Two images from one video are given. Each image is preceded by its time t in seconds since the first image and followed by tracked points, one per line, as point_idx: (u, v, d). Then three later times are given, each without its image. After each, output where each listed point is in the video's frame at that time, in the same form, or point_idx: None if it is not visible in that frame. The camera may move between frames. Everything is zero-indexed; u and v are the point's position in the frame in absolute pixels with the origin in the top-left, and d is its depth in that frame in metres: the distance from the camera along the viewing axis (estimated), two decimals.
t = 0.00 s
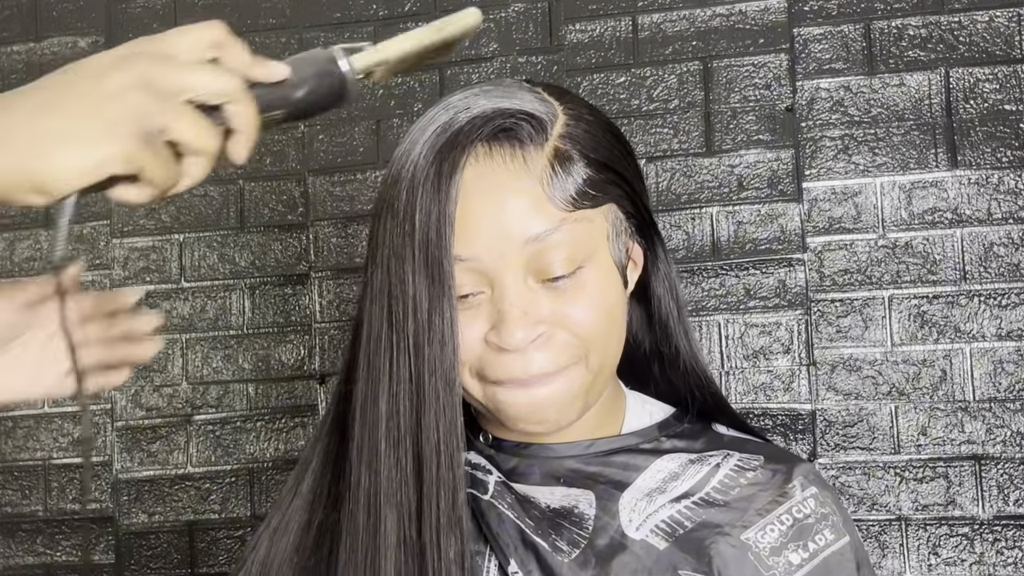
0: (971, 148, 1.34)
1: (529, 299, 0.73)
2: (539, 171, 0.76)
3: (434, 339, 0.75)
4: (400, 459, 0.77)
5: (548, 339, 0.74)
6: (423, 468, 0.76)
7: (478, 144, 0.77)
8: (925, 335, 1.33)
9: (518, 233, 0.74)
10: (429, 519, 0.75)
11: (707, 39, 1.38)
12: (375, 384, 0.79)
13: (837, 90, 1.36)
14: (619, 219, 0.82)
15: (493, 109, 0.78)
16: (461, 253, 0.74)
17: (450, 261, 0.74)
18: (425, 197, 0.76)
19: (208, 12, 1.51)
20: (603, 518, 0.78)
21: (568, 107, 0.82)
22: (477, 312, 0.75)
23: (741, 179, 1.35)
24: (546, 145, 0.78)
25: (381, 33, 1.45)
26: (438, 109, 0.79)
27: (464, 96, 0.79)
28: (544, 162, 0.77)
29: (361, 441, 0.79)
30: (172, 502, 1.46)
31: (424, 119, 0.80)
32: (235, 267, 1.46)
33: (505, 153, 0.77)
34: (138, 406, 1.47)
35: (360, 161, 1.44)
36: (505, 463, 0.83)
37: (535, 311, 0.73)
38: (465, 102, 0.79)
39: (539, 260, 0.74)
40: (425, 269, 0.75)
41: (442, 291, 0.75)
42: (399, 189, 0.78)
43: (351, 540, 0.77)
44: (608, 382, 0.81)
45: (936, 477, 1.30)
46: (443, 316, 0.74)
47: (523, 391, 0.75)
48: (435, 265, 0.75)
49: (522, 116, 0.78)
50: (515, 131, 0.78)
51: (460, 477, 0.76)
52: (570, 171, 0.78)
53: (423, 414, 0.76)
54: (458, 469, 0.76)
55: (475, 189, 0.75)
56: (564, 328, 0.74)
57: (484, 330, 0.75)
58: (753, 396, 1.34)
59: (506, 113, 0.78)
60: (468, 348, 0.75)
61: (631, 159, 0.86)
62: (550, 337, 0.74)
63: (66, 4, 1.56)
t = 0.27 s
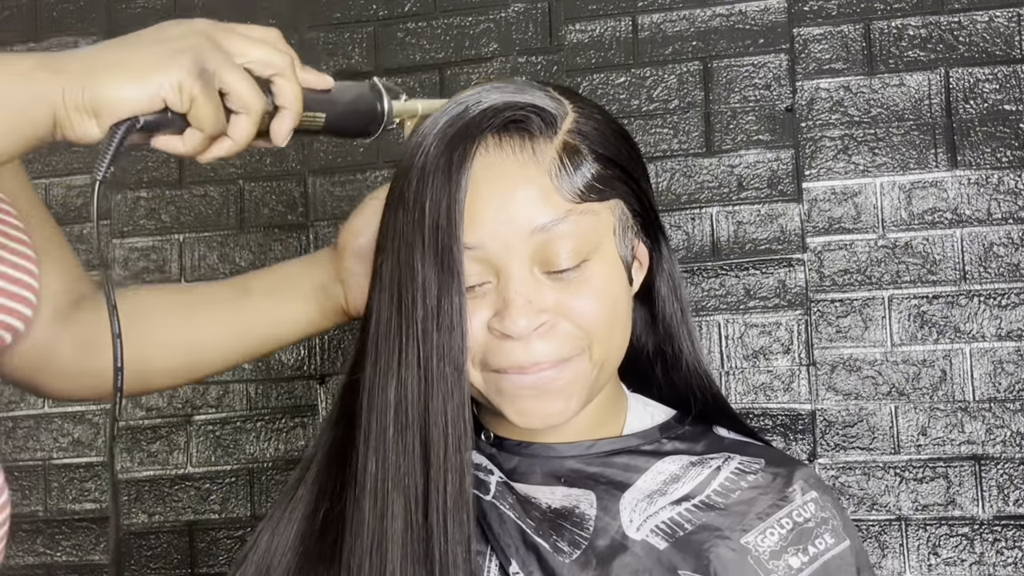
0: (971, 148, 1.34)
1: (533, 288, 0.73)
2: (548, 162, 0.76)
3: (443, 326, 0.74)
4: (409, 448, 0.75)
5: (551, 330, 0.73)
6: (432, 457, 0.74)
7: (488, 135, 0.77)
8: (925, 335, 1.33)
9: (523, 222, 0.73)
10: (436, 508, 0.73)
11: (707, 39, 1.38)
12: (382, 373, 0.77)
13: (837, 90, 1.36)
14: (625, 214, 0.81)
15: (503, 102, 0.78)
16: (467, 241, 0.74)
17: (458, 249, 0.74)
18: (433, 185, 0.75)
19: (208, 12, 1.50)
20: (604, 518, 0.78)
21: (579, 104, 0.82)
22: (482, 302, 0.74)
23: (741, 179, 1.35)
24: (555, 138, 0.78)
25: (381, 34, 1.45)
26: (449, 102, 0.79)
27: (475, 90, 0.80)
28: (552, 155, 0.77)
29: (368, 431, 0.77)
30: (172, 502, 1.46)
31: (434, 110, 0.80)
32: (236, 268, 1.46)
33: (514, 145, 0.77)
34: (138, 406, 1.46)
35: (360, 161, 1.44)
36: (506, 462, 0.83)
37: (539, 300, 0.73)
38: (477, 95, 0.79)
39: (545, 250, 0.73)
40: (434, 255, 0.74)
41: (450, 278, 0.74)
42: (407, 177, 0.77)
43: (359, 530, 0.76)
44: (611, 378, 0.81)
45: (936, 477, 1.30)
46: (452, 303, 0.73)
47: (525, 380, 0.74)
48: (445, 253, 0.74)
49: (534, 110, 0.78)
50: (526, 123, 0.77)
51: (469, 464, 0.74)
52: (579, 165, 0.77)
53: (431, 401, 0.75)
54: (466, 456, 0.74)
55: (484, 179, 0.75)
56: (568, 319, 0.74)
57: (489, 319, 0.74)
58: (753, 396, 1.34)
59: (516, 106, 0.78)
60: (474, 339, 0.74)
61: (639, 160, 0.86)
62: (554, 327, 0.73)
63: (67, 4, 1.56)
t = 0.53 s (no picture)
0: (971, 147, 1.34)
1: (539, 288, 0.72)
2: (556, 164, 0.77)
3: (450, 322, 0.72)
4: (412, 447, 0.73)
5: (555, 329, 0.73)
6: (436, 456, 0.71)
7: (498, 134, 0.76)
8: (925, 335, 1.33)
9: (531, 222, 0.73)
10: (440, 509, 0.70)
11: (707, 39, 1.38)
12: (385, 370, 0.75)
13: (837, 90, 1.36)
14: (630, 215, 0.82)
15: (513, 101, 0.78)
16: (474, 240, 0.73)
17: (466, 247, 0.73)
18: (443, 184, 0.75)
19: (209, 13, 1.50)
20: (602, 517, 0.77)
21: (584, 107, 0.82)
22: (488, 300, 0.73)
23: (741, 178, 1.35)
24: (563, 140, 0.79)
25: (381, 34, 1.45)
26: (458, 99, 0.79)
27: (485, 88, 0.79)
28: (561, 156, 0.78)
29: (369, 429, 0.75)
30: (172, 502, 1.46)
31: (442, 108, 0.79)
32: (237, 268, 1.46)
33: (523, 145, 0.77)
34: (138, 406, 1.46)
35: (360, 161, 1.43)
36: (505, 461, 0.83)
37: (545, 300, 0.72)
38: (486, 93, 0.79)
39: (552, 250, 0.73)
40: (440, 254, 0.73)
41: (458, 275, 0.72)
42: (415, 175, 0.77)
43: (359, 532, 0.73)
44: (612, 376, 0.82)
45: (936, 477, 1.30)
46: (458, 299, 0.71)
47: (528, 378, 0.75)
48: (453, 251, 0.73)
49: (543, 111, 0.79)
50: (535, 124, 0.78)
51: (475, 465, 0.71)
52: (586, 167, 0.79)
53: (437, 400, 0.72)
54: (472, 456, 0.71)
55: (493, 177, 0.75)
56: (572, 319, 0.74)
57: (493, 320, 0.72)
58: (753, 396, 1.34)
59: (525, 107, 0.78)
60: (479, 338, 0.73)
61: (642, 163, 0.87)
62: (558, 327, 0.73)
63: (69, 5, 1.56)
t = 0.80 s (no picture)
0: (971, 148, 1.34)
1: (538, 286, 0.73)
2: (555, 163, 0.76)
3: (451, 322, 0.73)
4: (413, 447, 0.73)
5: (555, 328, 0.73)
6: (438, 454, 0.72)
7: (496, 134, 0.77)
8: (925, 336, 1.33)
9: (529, 221, 0.73)
10: (442, 504, 0.71)
11: (707, 40, 1.38)
12: (384, 369, 0.76)
13: (837, 90, 1.36)
14: (629, 215, 0.81)
15: (512, 103, 0.77)
16: (473, 239, 0.74)
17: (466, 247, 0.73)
18: (442, 186, 0.75)
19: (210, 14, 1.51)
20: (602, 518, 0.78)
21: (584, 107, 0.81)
22: (487, 300, 0.74)
23: (741, 179, 1.35)
24: (562, 140, 0.78)
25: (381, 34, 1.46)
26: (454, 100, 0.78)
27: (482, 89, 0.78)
28: (560, 156, 0.77)
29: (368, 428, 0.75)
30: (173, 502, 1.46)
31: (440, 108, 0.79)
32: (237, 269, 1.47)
33: (521, 145, 0.77)
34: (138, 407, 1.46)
35: (360, 162, 1.44)
36: (505, 462, 0.83)
37: (545, 298, 0.73)
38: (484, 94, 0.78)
39: (552, 248, 0.73)
40: (440, 254, 0.74)
41: (460, 275, 0.73)
42: (414, 177, 0.77)
43: (359, 529, 0.73)
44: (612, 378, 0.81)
45: (936, 477, 1.31)
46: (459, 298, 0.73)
47: (527, 377, 0.74)
48: (453, 251, 0.74)
49: (541, 111, 0.78)
50: (533, 125, 0.77)
51: (476, 463, 0.72)
52: (585, 167, 0.77)
53: (437, 398, 0.73)
54: (473, 455, 0.72)
55: (492, 177, 0.75)
56: (571, 319, 0.73)
57: (492, 318, 0.73)
58: (752, 397, 1.34)
59: (523, 107, 0.77)
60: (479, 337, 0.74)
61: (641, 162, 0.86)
62: (557, 326, 0.73)
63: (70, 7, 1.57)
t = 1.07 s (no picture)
0: (971, 148, 1.34)
1: (545, 284, 0.73)
2: (557, 162, 0.76)
3: (455, 324, 0.73)
4: (416, 449, 0.73)
5: (562, 326, 0.73)
6: (442, 457, 0.72)
7: (496, 135, 0.76)
8: (925, 336, 1.33)
9: (534, 220, 0.73)
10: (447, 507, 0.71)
11: (707, 40, 1.38)
12: (386, 373, 0.75)
13: (837, 90, 1.36)
14: (627, 212, 0.81)
15: (508, 103, 0.78)
16: (476, 240, 0.73)
17: (468, 248, 0.73)
18: (444, 187, 0.74)
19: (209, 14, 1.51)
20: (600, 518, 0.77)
21: (579, 107, 0.82)
22: (492, 299, 0.73)
23: (741, 179, 1.35)
24: (561, 139, 0.78)
25: (381, 34, 1.45)
26: (452, 102, 0.79)
27: (477, 92, 0.79)
28: (559, 155, 0.77)
29: (370, 432, 0.75)
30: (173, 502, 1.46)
31: (437, 109, 0.78)
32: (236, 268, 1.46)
33: (522, 145, 0.77)
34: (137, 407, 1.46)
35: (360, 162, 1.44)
36: (503, 462, 0.83)
37: (552, 296, 0.73)
38: (481, 96, 0.79)
39: (556, 246, 0.74)
40: (443, 256, 0.74)
41: (464, 276, 0.73)
42: (413, 178, 0.76)
43: (361, 532, 0.73)
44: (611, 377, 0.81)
45: (936, 477, 1.31)
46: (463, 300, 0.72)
47: (537, 376, 0.74)
48: (456, 252, 0.73)
49: (537, 110, 0.79)
50: (532, 124, 0.78)
51: (481, 465, 0.72)
52: (585, 166, 0.78)
53: (441, 401, 0.73)
54: (479, 456, 0.72)
55: (493, 177, 0.75)
56: (578, 315, 0.74)
57: (498, 319, 0.73)
58: (753, 397, 1.34)
59: (521, 107, 0.78)
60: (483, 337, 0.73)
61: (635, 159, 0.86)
62: (565, 323, 0.73)
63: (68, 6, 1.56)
